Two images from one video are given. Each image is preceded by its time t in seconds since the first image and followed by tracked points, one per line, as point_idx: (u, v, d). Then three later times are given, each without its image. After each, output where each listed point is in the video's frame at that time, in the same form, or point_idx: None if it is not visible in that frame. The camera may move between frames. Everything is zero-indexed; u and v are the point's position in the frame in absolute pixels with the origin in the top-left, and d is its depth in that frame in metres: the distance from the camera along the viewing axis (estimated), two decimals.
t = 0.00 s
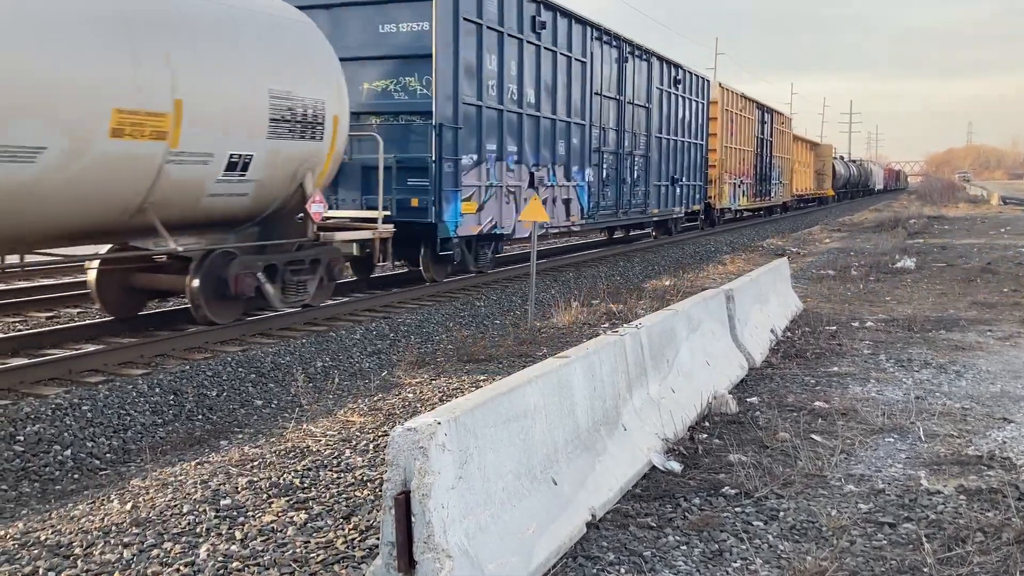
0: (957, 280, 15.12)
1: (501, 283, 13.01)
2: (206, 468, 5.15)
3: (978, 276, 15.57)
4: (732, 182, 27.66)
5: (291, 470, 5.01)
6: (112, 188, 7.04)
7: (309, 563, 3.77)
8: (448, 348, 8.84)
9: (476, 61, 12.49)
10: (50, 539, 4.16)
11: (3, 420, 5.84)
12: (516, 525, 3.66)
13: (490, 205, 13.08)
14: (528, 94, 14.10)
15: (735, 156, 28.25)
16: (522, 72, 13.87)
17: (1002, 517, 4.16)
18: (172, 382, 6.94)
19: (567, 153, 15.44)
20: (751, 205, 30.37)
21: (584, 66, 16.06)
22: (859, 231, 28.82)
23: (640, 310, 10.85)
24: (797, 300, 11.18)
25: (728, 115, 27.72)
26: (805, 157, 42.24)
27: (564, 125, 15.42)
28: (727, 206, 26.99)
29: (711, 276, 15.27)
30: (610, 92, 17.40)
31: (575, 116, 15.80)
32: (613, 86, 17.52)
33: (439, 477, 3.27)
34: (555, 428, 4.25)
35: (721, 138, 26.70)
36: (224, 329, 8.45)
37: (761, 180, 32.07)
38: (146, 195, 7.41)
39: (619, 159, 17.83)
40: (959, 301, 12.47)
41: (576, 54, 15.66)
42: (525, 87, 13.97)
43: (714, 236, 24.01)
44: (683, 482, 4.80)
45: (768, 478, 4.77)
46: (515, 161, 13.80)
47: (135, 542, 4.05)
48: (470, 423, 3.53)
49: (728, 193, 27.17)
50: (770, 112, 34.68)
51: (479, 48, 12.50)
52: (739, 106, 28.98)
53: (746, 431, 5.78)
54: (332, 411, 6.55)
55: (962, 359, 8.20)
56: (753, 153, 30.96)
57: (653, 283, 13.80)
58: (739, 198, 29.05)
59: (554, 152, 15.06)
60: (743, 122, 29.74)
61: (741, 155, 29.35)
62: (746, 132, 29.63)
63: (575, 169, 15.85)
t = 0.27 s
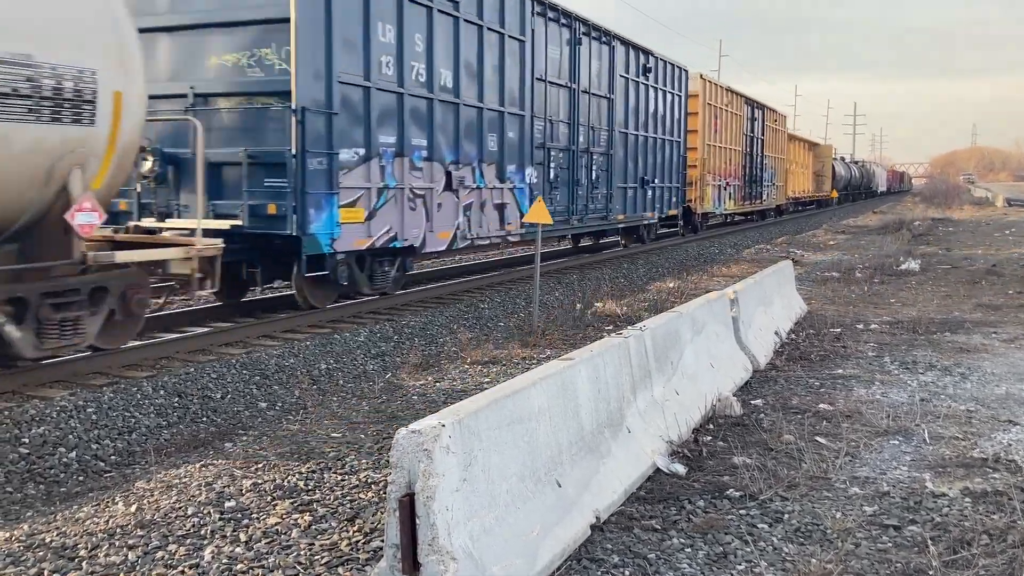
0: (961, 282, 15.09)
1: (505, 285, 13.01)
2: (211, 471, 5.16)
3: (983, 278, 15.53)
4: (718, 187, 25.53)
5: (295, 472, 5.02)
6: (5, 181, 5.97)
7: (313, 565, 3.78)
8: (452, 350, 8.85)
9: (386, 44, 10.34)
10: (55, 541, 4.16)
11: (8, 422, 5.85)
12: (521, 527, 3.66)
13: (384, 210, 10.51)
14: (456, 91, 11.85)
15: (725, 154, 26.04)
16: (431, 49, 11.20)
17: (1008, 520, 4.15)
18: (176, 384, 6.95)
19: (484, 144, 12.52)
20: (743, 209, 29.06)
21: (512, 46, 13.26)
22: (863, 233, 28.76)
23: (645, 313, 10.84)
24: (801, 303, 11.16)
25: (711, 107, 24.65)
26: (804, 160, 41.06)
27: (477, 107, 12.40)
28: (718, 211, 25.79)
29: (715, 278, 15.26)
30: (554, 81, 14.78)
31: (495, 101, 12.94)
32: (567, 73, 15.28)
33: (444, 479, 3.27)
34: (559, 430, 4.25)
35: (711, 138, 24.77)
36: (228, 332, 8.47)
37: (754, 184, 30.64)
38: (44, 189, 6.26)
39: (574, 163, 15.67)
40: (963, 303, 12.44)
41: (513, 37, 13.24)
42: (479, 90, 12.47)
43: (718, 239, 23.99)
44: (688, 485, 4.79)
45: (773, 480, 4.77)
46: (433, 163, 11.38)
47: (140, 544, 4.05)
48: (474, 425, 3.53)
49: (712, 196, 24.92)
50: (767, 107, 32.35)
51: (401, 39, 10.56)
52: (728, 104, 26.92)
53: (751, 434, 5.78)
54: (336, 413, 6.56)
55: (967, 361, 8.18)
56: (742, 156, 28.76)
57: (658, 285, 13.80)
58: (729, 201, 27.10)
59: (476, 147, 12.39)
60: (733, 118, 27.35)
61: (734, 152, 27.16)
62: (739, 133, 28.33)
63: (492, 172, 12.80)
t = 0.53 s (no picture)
0: (965, 284, 15.06)
1: (508, 288, 13.02)
2: (215, 473, 5.17)
3: (987, 280, 15.50)
4: (695, 189, 23.02)
5: (297, 475, 5.02)
6: None
7: (317, 567, 3.78)
8: (455, 353, 8.85)
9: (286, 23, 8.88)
10: (59, 543, 4.17)
11: (12, 424, 5.87)
12: (524, 529, 3.66)
13: (311, 220, 9.35)
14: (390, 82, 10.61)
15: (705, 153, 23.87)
16: (351, 38, 9.86)
17: (1012, 522, 4.14)
18: (180, 386, 6.96)
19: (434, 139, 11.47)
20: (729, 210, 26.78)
21: (457, 40, 11.98)
22: (866, 235, 28.71)
23: (648, 315, 10.83)
24: (804, 304, 11.14)
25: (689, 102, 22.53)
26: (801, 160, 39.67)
27: (424, 109, 11.32)
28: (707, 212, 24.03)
29: (718, 280, 15.26)
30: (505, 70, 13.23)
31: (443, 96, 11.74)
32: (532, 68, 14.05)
33: (446, 481, 3.27)
34: (562, 432, 4.25)
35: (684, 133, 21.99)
36: (233, 334, 8.50)
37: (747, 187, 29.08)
38: None
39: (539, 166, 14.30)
40: (967, 305, 12.41)
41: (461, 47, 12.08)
42: (411, 78, 10.98)
43: (722, 241, 23.98)
44: (691, 487, 4.79)
45: (777, 482, 4.76)
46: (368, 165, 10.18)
47: (144, 546, 4.06)
48: (477, 427, 3.52)
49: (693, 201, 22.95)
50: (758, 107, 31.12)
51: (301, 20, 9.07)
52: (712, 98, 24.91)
53: (754, 436, 5.77)
54: (339, 416, 6.56)
55: (971, 363, 8.16)
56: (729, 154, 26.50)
57: (660, 287, 13.79)
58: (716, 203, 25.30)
59: (416, 149, 11.15)
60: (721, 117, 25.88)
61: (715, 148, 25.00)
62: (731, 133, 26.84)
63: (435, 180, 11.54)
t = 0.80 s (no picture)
0: (968, 286, 15.04)
1: (511, 290, 13.02)
2: (217, 475, 5.18)
3: (990, 282, 15.48)
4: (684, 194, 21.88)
5: (300, 477, 5.03)
6: None
7: (319, 569, 3.79)
8: (458, 355, 8.85)
9: (275, 31, 8.89)
10: (62, 546, 4.18)
11: (15, 426, 5.88)
12: (527, 531, 3.66)
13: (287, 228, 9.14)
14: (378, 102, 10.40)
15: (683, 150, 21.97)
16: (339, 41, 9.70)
17: (1015, 525, 4.13)
18: (183, 389, 6.97)
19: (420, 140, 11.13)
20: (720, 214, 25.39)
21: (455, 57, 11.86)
22: (869, 237, 28.68)
23: (651, 317, 10.83)
24: (807, 306, 11.13)
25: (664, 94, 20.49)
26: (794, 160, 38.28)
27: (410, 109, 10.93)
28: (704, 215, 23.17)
29: (721, 283, 15.25)
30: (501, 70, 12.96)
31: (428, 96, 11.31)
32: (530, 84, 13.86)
33: (449, 484, 3.27)
34: (565, 435, 4.25)
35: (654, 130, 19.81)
36: (236, 336, 8.51)
37: (740, 186, 27.55)
38: None
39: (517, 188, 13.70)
40: (970, 307, 12.39)
41: (472, 52, 12.17)
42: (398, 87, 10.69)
43: (724, 242, 23.96)
44: (694, 489, 4.78)
45: (780, 484, 4.76)
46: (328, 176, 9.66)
47: (147, 548, 4.07)
48: (479, 430, 3.53)
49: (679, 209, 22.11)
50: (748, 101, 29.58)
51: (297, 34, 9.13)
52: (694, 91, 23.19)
53: (757, 438, 5.77)
54: (342, 418, 6.56)
55: (974, 365, 8.15)
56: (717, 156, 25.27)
57: (663, 289, 13.79)
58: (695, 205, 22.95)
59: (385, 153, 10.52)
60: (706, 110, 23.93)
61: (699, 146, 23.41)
62: (716, 129, 24.95)
63: (405, 188, 10.92)
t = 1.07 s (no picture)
0: (970, 288, 15.05)
1: (513, 292, 13.04)
2: (220, 477, 5.18)
3: (992, 284, 15.47)
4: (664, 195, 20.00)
5: (303, 479, 5.03)
6: None
7: (322, 571, 3.80)
8: (460, 357, 8.86)
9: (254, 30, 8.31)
10: (66, 548, 4.18)
11: (18, 428, 5.90)
12: (529, 534, 3.66)
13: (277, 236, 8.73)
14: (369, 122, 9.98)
15: (658, 149, 19.73)
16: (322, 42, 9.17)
17: (1019, 528, 4.12)
18: (186, 391, 6.98)
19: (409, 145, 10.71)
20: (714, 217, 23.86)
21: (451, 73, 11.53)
22: (871, 239, 28.64)
23: (653, 320, 10.83)
24: (810, 309, 11.13)
25: (624, 82, 17.78)
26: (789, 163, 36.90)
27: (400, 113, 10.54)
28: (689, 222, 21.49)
29: (723, 285, 15.25)
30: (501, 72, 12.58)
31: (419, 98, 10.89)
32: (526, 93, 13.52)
33: (451, 486, 3.27)
34: (568, 437, 4.25)
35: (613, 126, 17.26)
36: (239, 338, 8.53)
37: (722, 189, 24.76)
38: None
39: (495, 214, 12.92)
40: (973, 309, 12.38)
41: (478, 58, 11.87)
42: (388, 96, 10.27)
43: (726, 244, 23.96)
44: (696, 492, 4.79)
45: (782, 487, 4.75)
46: (303, 192, 9.03)
47: (151, 551, 4.07)
48: (482, 432, 3.53)
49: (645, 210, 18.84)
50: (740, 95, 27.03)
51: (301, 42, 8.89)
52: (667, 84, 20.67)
53: (760, 440, 5.77)
54: (344, 421, 6.56)
55: (977, 368, 8.14)
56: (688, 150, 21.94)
57: (665, 291, 13.80)
58: (666, 208, 20.11)
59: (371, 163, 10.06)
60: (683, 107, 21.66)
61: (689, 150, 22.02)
62: (692, 124, 22.29)
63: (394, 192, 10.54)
